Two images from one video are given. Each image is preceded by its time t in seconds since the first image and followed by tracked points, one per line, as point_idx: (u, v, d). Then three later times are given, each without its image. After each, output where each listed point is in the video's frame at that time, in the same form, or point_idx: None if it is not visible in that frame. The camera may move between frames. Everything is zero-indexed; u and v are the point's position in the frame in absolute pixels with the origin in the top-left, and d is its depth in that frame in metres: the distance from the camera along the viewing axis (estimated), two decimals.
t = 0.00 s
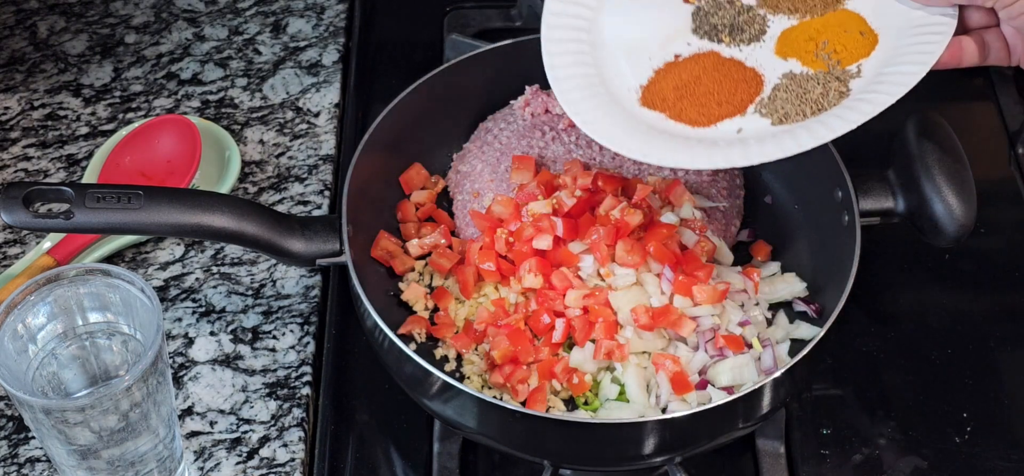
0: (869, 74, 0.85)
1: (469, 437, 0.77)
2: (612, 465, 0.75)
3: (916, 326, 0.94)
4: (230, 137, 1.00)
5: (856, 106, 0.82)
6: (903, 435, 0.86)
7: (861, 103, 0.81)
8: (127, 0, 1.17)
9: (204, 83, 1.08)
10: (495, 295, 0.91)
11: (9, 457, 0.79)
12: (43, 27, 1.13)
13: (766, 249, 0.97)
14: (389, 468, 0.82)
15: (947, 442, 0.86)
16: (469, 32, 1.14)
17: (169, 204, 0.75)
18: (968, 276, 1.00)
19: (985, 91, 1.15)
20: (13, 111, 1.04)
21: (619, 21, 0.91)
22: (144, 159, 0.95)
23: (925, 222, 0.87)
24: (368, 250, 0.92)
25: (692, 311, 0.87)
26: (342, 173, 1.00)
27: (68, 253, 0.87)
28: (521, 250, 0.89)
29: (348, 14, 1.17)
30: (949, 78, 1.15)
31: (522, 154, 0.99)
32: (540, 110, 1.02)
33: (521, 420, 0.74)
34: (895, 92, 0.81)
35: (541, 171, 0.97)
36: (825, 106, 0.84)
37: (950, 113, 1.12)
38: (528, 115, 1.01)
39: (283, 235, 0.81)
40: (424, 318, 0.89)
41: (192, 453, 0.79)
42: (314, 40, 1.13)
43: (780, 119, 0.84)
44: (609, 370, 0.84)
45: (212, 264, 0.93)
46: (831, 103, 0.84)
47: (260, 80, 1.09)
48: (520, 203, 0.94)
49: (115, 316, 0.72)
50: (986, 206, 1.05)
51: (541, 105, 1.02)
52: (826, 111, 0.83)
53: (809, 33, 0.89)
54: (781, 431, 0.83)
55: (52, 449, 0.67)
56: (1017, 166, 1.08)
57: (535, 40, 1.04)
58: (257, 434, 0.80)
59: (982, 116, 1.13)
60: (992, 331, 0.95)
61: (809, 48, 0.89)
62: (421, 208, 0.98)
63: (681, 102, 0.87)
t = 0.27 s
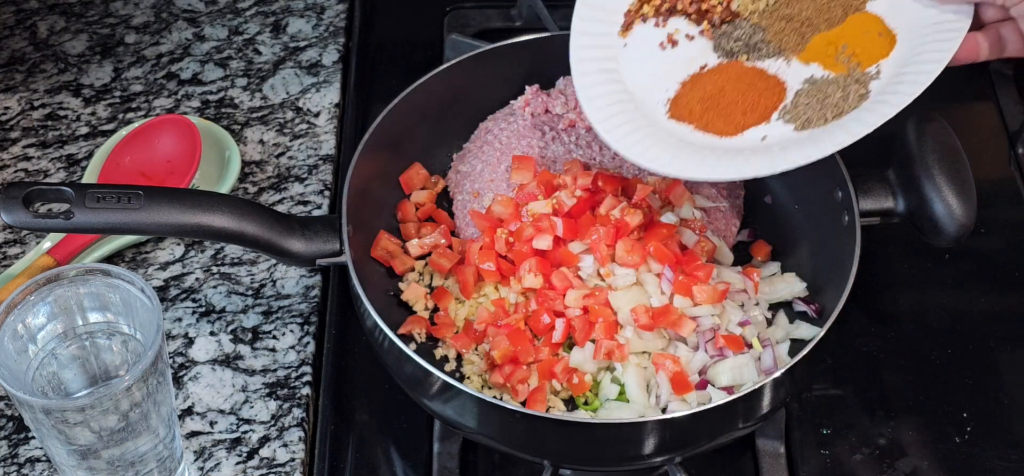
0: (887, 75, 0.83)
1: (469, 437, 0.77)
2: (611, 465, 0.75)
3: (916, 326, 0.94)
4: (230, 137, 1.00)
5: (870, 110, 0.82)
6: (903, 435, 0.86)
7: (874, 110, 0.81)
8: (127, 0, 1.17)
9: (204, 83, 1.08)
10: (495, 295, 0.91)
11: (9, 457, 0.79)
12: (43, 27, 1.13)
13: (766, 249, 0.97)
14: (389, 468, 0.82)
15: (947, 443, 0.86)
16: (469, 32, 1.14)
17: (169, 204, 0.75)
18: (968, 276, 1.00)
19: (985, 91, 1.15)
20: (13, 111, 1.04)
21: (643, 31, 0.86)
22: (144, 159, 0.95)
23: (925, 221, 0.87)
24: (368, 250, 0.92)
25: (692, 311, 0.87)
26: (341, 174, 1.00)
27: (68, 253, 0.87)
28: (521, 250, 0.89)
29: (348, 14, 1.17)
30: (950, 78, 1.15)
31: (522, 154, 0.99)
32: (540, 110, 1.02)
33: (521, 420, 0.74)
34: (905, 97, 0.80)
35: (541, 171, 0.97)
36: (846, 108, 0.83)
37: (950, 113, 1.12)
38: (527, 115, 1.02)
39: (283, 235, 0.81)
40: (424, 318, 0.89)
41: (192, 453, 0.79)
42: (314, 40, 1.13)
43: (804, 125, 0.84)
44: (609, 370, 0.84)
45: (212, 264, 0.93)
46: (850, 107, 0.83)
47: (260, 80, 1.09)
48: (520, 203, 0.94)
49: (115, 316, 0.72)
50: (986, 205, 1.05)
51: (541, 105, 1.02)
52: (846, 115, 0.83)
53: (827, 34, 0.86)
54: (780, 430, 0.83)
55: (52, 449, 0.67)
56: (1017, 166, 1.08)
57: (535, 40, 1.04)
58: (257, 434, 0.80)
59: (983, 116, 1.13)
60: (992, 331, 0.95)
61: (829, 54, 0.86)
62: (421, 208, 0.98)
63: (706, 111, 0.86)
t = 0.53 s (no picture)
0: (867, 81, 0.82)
1: (469, 437, 0.77)
2: (611, 465, 0.75)
3: (916, 326, 0.94)
4: (230, 137, 1.00)
5: (852, 122, 0.84)
6: (903, 435, 0.86)
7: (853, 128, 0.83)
8: (127, 0, 1.17)
9: (204, 83, 1.08)
10: (495, 295, 0.90)
11: (9, 457, 0.79)
12: (44, 27, 1.13)
13: (766, 249, 0.98)
14: (389, 468, 0.81)
15: (947, 443, 0.86)
16: (469, 32, 1.14)
17: (169, 204, 0.75)
18: (968, 276, 1.00)
19: (984, 91, 1.15)
20: (13, 111, 1.04)
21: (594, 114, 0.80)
22: (144, 159, 0.95)
23: (926, 222, 0.87)
24: (368, 250, 0.92)
25: (691, 310, 0.87)
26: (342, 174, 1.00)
27: (68, 253, 0.87)
28: (521, 250, 0.89)
29: (348, 14, 1.16)
30: (949, 78, 1.15)
31: (522, 154, 0.99)
32: (540, 110, 1.02)
33: (521, 420, 0.74)
34: (887, 117, 0.81)
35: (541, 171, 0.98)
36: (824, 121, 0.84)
37: (949, 113, 1.12)
38: (528, 115, 1.02)
39: (283, 236, 0.81)
40: (424, 318, 0.89)
41: (192, 453, 0.79)
42: (314, 40, 1.13)
43: (758, 163, 0.85)
44: (609, 370, 0.84)
45: (212, 264, 0.93)
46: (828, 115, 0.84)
47: (260, 80, 1.09)
48: (520, 202, 0.94)
49: (115, 315, 0.72)
50: (986, 206, 1.05)
51: (541, 105, 1.02)
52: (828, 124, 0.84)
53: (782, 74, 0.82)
54: (780, 430, 0.83)
55: (52, 448, 0.67)
56: (1016, 166, 1.08)
57: (535, 40, 1.04)
58: (257, 434, 0.80)
59: (982, 116, 1.13)
60: (992, 331, 0.95)
61: (782, 97, 0.83)
62: (421, 208, 0.98)
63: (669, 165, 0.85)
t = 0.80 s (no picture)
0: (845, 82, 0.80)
1: (469, 437, 0.77)
2: (612, 465, 0.75)
3: (916, 326, 0.94)
4: (230, 137, 1.00)
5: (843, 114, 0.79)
6: (903, 435, 0.86)
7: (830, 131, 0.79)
8: (127, 0, 1.17)
9: (204, 83, 1.08)
10: (495, 295, 0.90)
11: (9, 457, 0.79)
12: (44, 27, 1.13)
13: (766, 250, 0.98)
14: (389, 468, 0.82)
15: (948, 443, 0.86)
16: (469, 32, 1.14)
17: (169, 204, 0.75)
18: (968, 276, 1.00)
19: (984, 91, 1.15)
20: (13, 111, 1.04)
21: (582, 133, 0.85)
22: (144, 159, 0.95)
23: (925, 222, 0.87)
24: (368, 250, 0.92)
25: (691, 311, 0.87)
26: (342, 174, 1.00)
27: (68, 253, 0.87)
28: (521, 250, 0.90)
29: (348, 14, 1.16)
30: (949, 78, 1.15)
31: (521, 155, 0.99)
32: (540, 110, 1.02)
33: (521, 421, 0.74)
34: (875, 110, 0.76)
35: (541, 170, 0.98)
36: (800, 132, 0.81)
37: (949, 113, 1.12)
38: (528, 115, 1.02)
39: (283, 235, 0.81)
40: (424, 318, 0.89)
41: (192, 453, 0.79)
42: (314, 40, 1.13)
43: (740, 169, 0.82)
44: (609, 370, 0.84)
45: (212, 264, 0.93)
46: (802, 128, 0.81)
47: (260, 80, 1.09)
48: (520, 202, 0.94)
49: (115, 315, 0.72)
50: (986, 206, 1.05)
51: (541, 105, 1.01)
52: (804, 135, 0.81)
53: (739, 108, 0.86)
54: (781, 430, 0.83)
55: (53, 449, 0.67)
56: (1016, 166, 1.08)
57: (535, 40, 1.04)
58: (257, 434, 0.80)
59: (982, 116, 1.13)
60: (992, 331, 0.95)
61: (747, 124, 0.85)
62: (421, 208, 0.98)
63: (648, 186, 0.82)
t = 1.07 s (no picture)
0: (834, 92, 0.84)
1: (469, 437, 0.77)
2: (612, 465, 0.75)
3: (916, 326, 0.94)
4: (230, 137, 1.00)
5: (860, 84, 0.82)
6: (903, 435, 0.86)
7: (837, 126, 0.82)
8: (127, 0, 1.17)
9: (204, 83, 1.08)
10: (495, 295, 0.90)
11: (8, 457, 0.79)
12: (43, 27, 1.13)
13: (766, 250, 0.98)
14: (389, 468, 0.82)
15: (947, 443, 0.86)
16: (469, 32, 1.14)
17: (169, 204, 0.75)
18: (967, 276, 1.00)
19: (984, 91, 1.15)
20: (13, 111, 1.04)
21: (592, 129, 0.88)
22: (144, 159, 0.95)
23: (925, 221, 0.86)
24: (368, 250, 0.92)
25: (690, 310, 0.87)
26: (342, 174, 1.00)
27: (68, 253, 0.87)
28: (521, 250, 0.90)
29: (348, 14, 1.16)
30: (949, 79, 1.16)
31: (521, 155, 0.99)
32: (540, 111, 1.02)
33: (521, 421, 0.74)
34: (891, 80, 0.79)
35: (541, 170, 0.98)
36: (782, 150, 0.84)
37: (949, 113, 1.12)
38: (528, 115, 1.01)
39: (283, 235, 0.81)
40: (424, 318, 0.89)
41: (192, 453, 0.79)
42: (314, 40, 1.13)
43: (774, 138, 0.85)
44: (609, 370, 0.84)
45: (212, 264, 0.93)
46: (784, 145, 0.84)
47: (260, 80, 1.09)
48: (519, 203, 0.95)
49: (115, 316, 0.72)
50: (986, 206, 1.05)
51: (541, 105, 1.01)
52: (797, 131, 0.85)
53: (715, 135, 0.86)
54: (780, 430, 0.83)
55: (52, 449, 0.67)
56: (1016, 166, 1.08)
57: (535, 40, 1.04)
58: (257, 434, 0.80)
59: (982, 116, 1.13)
60: (992, 331, 0.95)
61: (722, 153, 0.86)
62: (421, 208, 0.98)
63: (644, 217, 0.83)
